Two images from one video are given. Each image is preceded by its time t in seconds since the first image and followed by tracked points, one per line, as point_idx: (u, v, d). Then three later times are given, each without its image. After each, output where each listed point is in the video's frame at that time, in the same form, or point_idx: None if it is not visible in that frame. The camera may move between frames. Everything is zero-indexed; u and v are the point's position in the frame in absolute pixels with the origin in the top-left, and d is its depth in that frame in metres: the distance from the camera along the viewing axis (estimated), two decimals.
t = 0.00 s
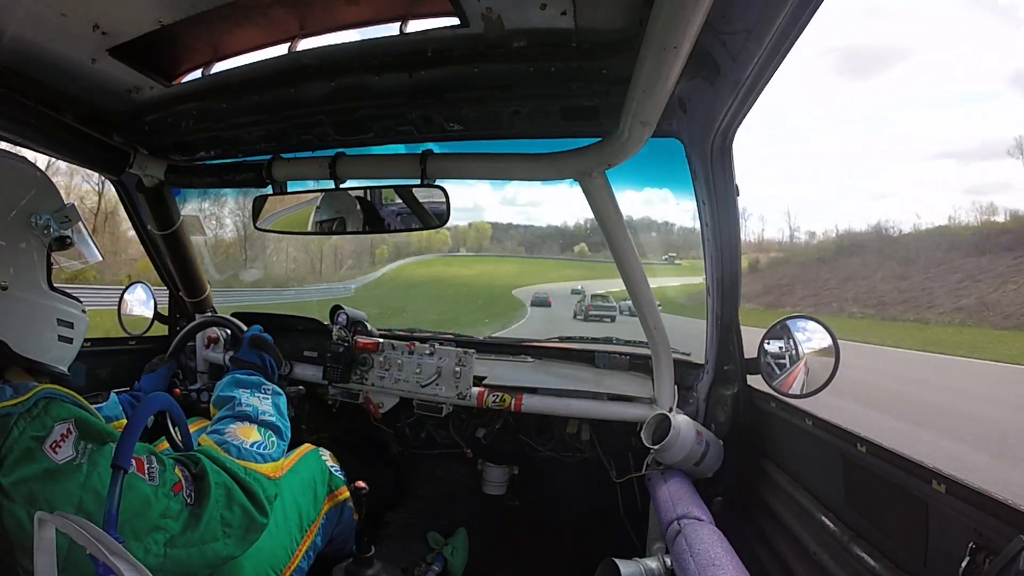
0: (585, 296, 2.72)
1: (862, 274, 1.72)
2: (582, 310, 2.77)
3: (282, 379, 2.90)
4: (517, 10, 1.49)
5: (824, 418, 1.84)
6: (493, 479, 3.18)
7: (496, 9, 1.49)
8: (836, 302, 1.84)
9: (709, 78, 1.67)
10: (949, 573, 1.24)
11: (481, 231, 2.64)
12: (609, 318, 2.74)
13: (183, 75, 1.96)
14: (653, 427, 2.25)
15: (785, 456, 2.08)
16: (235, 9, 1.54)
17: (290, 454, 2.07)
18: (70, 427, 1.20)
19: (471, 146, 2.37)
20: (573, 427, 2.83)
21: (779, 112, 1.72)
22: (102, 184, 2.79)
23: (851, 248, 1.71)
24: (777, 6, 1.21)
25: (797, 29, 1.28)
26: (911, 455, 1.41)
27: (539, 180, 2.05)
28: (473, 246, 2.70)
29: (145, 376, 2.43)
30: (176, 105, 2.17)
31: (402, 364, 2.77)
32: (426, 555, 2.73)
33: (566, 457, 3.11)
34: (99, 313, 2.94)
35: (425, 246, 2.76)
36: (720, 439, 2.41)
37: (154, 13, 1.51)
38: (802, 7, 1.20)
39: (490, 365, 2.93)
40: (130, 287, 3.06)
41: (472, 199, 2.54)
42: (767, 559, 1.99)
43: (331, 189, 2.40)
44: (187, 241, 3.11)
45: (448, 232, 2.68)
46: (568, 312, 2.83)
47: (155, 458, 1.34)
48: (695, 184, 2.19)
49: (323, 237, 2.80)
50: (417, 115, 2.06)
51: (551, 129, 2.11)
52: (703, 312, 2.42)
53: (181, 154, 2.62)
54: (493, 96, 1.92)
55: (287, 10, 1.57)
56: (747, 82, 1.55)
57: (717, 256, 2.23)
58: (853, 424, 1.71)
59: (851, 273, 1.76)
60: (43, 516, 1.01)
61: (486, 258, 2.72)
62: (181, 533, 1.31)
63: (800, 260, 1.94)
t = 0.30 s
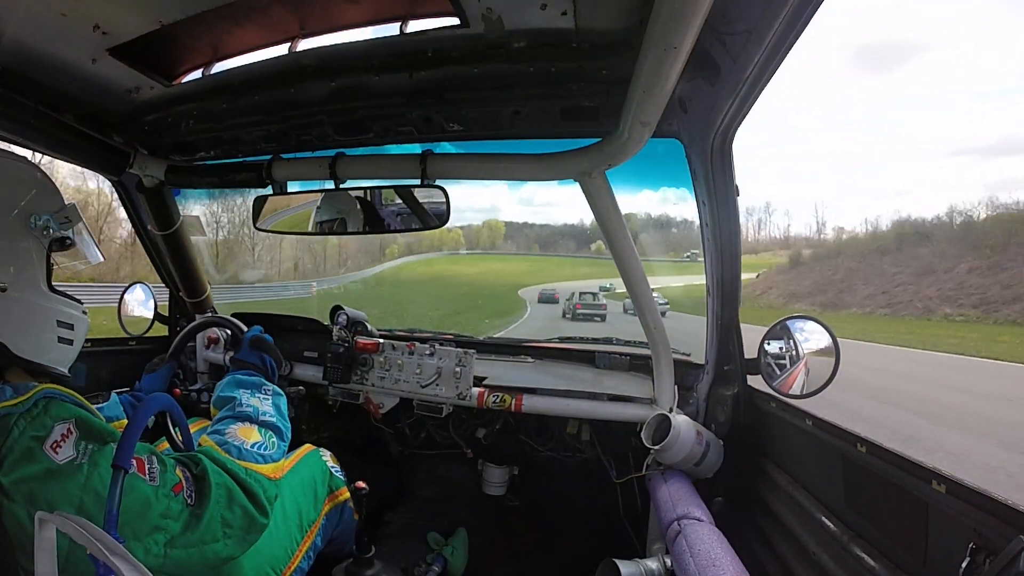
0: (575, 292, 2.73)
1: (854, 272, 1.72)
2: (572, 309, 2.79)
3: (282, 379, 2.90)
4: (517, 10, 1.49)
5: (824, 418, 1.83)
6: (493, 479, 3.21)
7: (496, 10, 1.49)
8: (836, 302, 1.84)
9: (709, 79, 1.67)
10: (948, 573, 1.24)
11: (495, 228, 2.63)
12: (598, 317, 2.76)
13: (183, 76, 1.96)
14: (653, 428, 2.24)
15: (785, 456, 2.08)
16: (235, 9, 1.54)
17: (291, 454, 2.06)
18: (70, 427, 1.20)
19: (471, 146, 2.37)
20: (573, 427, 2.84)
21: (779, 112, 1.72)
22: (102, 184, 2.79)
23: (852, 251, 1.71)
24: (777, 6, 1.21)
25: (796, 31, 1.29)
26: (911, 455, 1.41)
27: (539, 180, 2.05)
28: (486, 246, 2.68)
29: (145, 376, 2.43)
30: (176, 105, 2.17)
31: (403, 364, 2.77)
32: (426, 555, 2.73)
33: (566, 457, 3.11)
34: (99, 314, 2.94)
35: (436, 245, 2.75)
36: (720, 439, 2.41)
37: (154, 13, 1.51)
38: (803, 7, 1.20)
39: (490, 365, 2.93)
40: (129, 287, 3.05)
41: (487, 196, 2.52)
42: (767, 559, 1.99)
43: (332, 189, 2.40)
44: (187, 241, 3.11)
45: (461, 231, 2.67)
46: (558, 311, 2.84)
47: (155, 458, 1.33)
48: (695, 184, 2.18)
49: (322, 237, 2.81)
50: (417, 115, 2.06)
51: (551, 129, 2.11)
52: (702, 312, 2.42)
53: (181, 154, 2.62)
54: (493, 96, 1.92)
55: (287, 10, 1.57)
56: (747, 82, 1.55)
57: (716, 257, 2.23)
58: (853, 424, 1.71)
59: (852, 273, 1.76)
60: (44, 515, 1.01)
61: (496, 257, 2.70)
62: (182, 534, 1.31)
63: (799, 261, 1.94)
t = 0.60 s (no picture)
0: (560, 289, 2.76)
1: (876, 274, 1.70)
2: (558, 309, 2.83)
3: (283, 379, 2.90)
4: (517, 10, 1.49)
5: (824, 418, 1.83)
6: (493, 479, 3.17)
7: (496, 9, 1.49)
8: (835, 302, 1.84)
9: (709, 78, 1.67)
10: (949, 574, 1.24)
11: (508, 227, 2.60)
12: (586, 314, 2.79)
13: (183, 75, 1.96)
14: (653, 427, 2.24)
15: (785, 456, 2.08)
16: (234, 8, 1.54)
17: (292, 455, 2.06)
18: (72, 428, 1.20)
19: (471, 146, 2.37)
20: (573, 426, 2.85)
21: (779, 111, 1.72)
22: (102, 183, 2.79)
23: (871, 251, 1.70)
24: (776, 6, 1.21)
25: (795, 31, 1.29)
26: (911, 455, 1.41)
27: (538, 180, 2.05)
28: (498, 244, 2.66)
29: (145, 376, 2.43)
30: (176, 105, 2.17)
31: (403, 364, 2.77)
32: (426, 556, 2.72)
33: (566, 457, 3.11)
34: (99, 313, 2.94)
35: (446, 241, 2.73)
36: (720, 439, 2.41)
37: (154, 13, 1.51)
38: (803, 6, 1.19)
39: (490, 365, 2.93)
40: (129, 286, 3.05)
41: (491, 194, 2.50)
42: (767, 559, 1.99)
43: (331, 189, 2.40)
44: (186, 241, 3.11)
45: (474, 230, 2.66)
46: (547, 309, 2.89)
47: (157, 462, 1.33)
48: (694, 182, 2.18)
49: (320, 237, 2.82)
50: (416, 115, 2.06)
51: (551, 128, 2.11)
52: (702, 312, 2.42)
53: (181, 154, 2.62)
54: (493, 96, 1.92)
55: (287, 10, 1.57)
56: (746, 81, 1.55)
57: (716, 255, 2.23)
58: (853, 424, 1.71)
59: (899, 272, 1.63)
60: (44, 516, 1.01)
61: (515, 255, 2.66)
62: (182, 540, 1.31)
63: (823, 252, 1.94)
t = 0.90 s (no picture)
0: (544, 289, 2.82)
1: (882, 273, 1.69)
2: (544, 308, 2.88)
3: (283, 379, 2.90)
4: (517, 10, 1.49)
5: (824, 418, 1.84)
6: (493, 479, 3.18)
7: (496, 10, 1.49)
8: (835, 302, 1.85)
9: (709, 78, 1.67)
10: (949, 574, 1.24)
11: (519, 229, 2.62)
12: (575, 314, 2.82)
13: (183, 75, 1.96)
14: (653, 427, 2.24)
15: (785, 456, 2.08)
16: (234, 8, 1.54)
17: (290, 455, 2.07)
18: (71, 427, 1.19)
19: (471, 146, 2.37)
20: (573, 426, 2.85)
21: (779, 111, 1.73)
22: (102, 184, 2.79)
23: (878, 252, 1.69)
24: (776, 6, 1.21)
25: (795, 31, 1.28)
26: (911, 455, 1.41)
27: (538, 180, 2.05)
28: (507, 246, 2.67)
29: (146, 376, 2.44)
30: (176, 105, 2.17)
31: (403, 364, 2.77)
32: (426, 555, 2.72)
33: (566, 457, 3.11)
34: (99, 314, 2.94)
35: (455, 241, 2.75)
36: (720, 439, 2.41)
37: (154, 14, 1.51)
38: (804, 6, 1.19)
39: (490, 365, 2.93)
40: (129, 286, 3.06)
41: (490, 194, 2.51)
42: (767, 559, 1.98)
43: (332, 189, 2.40)
44: (187, 242, 3.11)
45: (484, 232, 2.69)
46: (535, 310, 2.92)
47: (157, 460, 1.34)
48: (694, 183, 2.17)
49: (320, 237, 2.82)
50: (416, 115, 2.06)
51: (551, 129, 2.11)
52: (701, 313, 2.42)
53: (182, 154, 2.62)
54: (493, 96, 1.92)
55: (287, 10, 1.57)
56: (746, 82, 1.55)
57: (717, 256, 2.23)
58: (853, 424, 1.71)
59: (979, 269, 1.37)
60: (43, 514, 1.01)
61: (524, 255, 2.67)
62: (181, 538, 1.31)
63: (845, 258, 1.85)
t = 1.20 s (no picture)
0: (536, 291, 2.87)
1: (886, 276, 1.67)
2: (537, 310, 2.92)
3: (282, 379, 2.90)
4: (517, 10, 1.49)
5: (824, 418, 1.84)
6: (493, 479, 3.16)
7: (496, 10, 1.49)
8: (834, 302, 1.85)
9: (710, 78, 1.67)
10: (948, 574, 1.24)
11: (529, 232, 2.62)
12: (570, 315, 2.85)
13: (183, 75, 1.96)
14: (653, 427, 2.25)
15: (785, 456, 2.08)
16: (234, 8, 1.54)
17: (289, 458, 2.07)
18: (73, 430, 1.21)
19: (471, 146, 2.38)
20: (573, 426, 2.88)
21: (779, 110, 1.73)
22: (102, 183, 2.79)
23: (925, 252, 1.50)
24: (776, 6, 1.21)
25: (796, 31, 1.28)
26: (910, 455, 1.41)
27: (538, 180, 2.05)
28: (516, 250, 2.68)
29: (148, 371, 2.45)
30: (176, 105, 2.17)
31: (403, 364, 2.77)
32: (425, 555, 2.73)
33: (566, 457, 3.11)
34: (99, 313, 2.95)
35: (463, 243, 2.74)
36: (720, 439, 2.41)
37: (154, 13, 1.51)
38: (804, 6, 1.19)
39: (490, 365, 2.93)
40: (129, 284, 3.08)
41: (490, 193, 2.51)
42: (766, 558, 1.99)
43: (332, 189, 2.40)
44: (186, 241, 3.11)
45: (493, 235, 2.69)
46: (528, 312, 2.96)
47: (160, 471, 1.33)
48: (695, 182, 2.17)
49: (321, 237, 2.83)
50: (417, 115, 2.06)
51: (551, 128, 2.11)
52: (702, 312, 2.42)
53: (182, 154, 2.62)
54: (494, 96, 1.92)
55: (287, 10, 1.57)
56: (747, 82, 1.55)
57: (717, 255, 2.23)
58: (853, 424, 1.71)
59: None
60: (43, 514, 1.01)
61: (531, 258, 2.67)
62: (182, 550, 1.31)
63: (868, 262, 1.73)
